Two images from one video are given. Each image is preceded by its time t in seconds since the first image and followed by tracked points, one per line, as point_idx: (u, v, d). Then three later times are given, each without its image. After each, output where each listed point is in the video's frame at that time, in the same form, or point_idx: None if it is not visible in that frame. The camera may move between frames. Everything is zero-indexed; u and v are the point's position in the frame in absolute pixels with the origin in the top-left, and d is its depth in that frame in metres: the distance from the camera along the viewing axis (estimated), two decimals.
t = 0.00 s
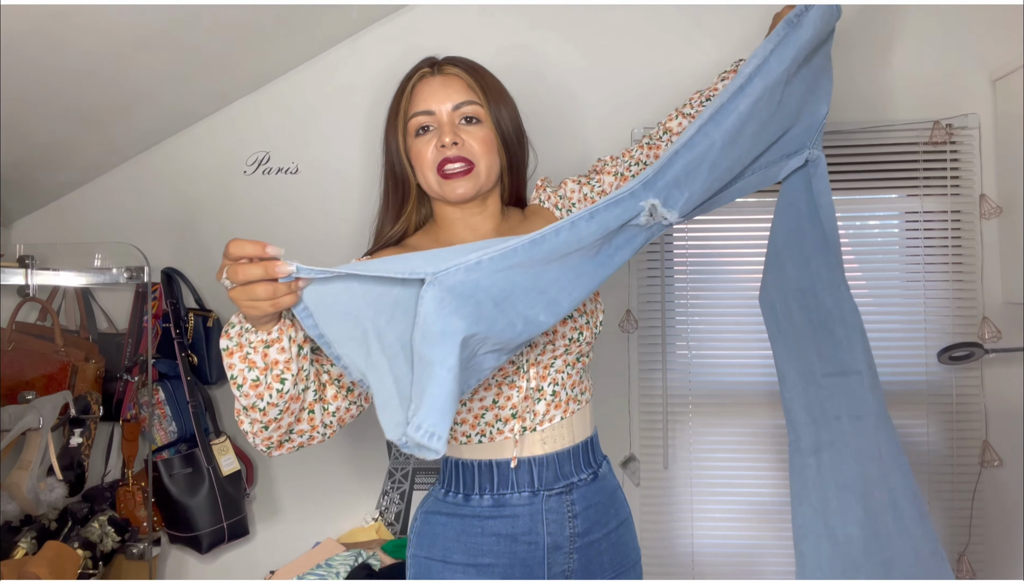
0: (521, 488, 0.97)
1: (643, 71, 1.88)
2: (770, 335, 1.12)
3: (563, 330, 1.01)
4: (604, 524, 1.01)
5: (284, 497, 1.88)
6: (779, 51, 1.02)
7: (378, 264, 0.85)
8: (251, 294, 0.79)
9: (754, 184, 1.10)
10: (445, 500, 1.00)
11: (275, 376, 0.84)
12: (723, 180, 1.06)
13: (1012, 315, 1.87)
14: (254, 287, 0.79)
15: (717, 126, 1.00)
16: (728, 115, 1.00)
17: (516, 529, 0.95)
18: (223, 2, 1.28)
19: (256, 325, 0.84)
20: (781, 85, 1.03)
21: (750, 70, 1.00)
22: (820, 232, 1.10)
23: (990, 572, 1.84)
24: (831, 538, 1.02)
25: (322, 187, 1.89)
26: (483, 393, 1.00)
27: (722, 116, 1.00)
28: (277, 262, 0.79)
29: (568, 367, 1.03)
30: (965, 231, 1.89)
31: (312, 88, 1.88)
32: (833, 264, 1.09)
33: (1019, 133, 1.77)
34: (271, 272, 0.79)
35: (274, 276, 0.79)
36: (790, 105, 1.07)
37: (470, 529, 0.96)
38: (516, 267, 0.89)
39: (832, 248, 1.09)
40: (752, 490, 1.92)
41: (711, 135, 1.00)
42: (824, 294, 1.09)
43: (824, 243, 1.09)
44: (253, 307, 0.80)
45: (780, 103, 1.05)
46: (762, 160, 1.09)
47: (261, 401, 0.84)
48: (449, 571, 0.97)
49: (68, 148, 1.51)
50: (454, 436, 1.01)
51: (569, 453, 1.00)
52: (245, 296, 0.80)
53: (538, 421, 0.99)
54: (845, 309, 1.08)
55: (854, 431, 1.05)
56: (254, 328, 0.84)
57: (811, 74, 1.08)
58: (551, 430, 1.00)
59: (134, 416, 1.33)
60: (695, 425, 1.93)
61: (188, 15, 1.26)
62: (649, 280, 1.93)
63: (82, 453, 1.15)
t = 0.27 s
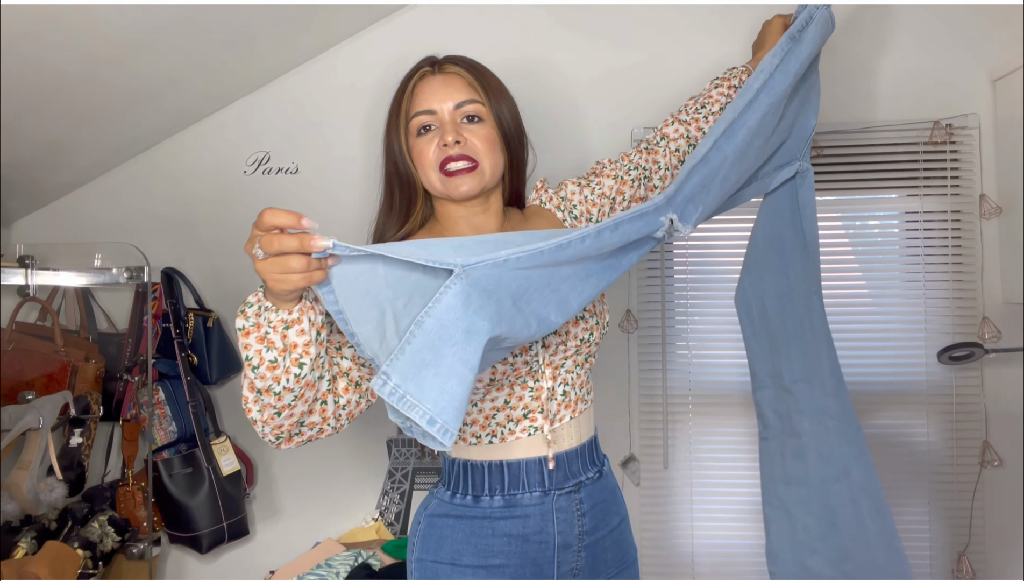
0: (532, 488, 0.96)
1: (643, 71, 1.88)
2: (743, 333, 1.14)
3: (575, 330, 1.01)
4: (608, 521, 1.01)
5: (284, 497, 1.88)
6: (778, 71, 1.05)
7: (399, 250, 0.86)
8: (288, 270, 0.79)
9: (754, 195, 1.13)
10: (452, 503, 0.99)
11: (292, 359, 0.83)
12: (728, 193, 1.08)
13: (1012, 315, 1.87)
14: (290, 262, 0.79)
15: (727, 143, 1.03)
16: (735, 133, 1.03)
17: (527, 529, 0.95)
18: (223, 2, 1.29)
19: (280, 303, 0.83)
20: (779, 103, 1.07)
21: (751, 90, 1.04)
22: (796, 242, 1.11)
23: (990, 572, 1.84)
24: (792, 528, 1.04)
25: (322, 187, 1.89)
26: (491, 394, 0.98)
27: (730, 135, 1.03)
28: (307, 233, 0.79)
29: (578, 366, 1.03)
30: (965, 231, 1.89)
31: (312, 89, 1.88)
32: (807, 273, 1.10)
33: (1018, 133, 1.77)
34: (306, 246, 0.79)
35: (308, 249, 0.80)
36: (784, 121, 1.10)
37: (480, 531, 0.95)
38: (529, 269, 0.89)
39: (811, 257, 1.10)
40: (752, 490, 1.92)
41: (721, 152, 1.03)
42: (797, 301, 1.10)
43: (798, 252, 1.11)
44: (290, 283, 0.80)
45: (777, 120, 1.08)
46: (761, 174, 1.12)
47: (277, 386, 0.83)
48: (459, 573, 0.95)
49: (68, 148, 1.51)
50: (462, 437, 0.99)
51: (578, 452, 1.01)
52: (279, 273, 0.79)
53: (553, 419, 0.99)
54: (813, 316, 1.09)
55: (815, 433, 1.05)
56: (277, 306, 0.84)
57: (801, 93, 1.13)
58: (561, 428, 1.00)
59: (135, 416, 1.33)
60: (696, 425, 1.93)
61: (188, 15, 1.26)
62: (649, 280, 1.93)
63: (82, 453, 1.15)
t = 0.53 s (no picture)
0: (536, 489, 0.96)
1: (643, 71, 1.88)
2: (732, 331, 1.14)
3: (579, 331, 1.00)
4: (611, 521, 1.01)
5: (284, 497, 1.88)
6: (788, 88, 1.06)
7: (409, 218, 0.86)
8: (305, 244, 0.78)
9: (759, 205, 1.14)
10: (456, 503, 0.98)
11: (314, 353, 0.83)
12: (735, 204, 1.10)
13: (1012, 315, 1.87)
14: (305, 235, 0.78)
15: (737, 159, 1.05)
16: (744, 149, 1.04)
17: (531, 530, 0.94)
18: (224, 2, 1.28)
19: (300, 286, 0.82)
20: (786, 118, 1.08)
21: (760, 108, 1.05)
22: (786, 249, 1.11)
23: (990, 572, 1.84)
24: (764, 510, 1.07)
25: (321, 187, 1.89)
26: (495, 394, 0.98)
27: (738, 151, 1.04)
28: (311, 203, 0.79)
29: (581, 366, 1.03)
30: (965, 230, 1.89)
31: (312, 88, 1.88)
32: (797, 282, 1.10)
33: (1019, 133, 1.76)
34: (316, 216, 0.78)
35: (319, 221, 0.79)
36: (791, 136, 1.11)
37: (485, 532, 0.95)
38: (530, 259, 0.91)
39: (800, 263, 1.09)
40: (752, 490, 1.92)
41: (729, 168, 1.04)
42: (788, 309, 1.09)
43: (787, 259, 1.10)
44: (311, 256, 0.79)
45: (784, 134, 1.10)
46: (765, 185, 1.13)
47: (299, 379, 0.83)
48: (463, 573, 0.96)
49: (68, 148, 1.51)
50: (465, 438, 1.00)
51: (580, 452, 1.01)
52: (298, 250, 0.78)
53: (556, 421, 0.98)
54: (798, 323, 1.08)
55: (796, 431, 1.06)
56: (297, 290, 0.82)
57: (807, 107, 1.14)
58: (564, 429, 1.00)
59: (134, 417, 1.33)
60: (696, 425, 1.93)
61: (188, 15, 1.25)
62: (649, 281, 1.93)
63: (82, 453, 1.15)
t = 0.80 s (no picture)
0: (538, 489, 0.96)
1: (643, 72, 1.88)
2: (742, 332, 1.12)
3: (579, 331, 1.00)
4: (613, 521, 1.01)
5: (284, 497, 1.88)
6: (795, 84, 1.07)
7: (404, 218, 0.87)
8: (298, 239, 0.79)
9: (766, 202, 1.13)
10: (457, 503, 0.98)
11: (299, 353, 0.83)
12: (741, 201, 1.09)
13: (1012, 315, 1.87)
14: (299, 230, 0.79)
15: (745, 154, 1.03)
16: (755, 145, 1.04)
17: (533, 530, 0.94)
18: (224, 2, 1.28)
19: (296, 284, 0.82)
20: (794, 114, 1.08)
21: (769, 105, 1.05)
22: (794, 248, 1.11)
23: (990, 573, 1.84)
24: (774, 511, 1.05)
25: (321, 186, 1.89)
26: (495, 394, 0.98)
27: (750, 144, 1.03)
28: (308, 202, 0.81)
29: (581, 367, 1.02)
30: (965, 230, 1.89)
31: (312, 89, 1.88)
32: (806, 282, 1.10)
33: (1019, 133, 1.76)
34: (311, 212, 0.80)
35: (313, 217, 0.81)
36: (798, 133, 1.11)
37: (485, 531, 0.95)
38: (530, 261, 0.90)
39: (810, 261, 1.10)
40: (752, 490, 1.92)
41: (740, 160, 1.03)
42: (799, 308, 1.10)
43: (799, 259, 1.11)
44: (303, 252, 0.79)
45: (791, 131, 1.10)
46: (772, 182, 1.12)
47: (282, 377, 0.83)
48: (465, 573, 0.96)
49: (68, 148, 1.51)
50: (466, 438, 1.00)
51: (582, 452, 1.00)
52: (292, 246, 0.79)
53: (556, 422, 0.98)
54: (810, 320, 1.09)
55: (808, 428, 1.07)
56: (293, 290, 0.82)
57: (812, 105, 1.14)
58: (566, 430, 1.00)
59: (134, 417, 1.33)
60: (696, 425, 1.93)
61: (188, 15, 1.25)
62: (649, 281, 1.93)
63: (82, 453, 1.15)
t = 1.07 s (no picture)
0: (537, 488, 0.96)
1: (643, 71, 1.88)
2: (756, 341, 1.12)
3: (579, 332, 1.00)
4: (614, 521, 1.01)
5: (284, 497, 1.88)
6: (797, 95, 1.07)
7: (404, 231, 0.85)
8: (299, 245, 0.79)
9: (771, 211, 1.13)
10: (457, 503, 0.99)
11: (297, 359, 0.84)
12: (744, 214, 1.09)
13: (1012, 315, 1.87)
14: (299, 235, 0.80)
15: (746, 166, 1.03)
16: (757, 156, 1.04)
17: (533, 529, 0.94)
18: (224, 2, 1.28)
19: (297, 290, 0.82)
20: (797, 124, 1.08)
21: (771, 115, 1.05)
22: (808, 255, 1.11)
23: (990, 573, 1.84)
24: (799, 531, 1.04)
25: (321, 186, 1.89)
26: (495, 394, 0.98)
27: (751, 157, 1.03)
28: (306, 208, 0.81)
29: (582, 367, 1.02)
30: (965, 231, 1.89)
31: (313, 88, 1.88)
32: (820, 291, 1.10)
33: (1019, 133, 1.76)
34: (311, 218, 0.81)
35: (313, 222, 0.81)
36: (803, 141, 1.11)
37: (484, 531, 0.95)
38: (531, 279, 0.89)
39: (823, 267, 1.10)
40: (753, 490, 1.92)
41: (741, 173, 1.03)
42: (812, 315, 1.10)
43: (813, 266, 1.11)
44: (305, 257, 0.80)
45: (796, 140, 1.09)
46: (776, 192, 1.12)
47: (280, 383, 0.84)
48: (465, 572, 0.96)
49: (68, 148, 1.51)
50: (466, 438, 0.99)
51: (582, 452, 1.00)
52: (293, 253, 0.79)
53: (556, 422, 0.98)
54: (825, 326, 1.09)
55: (830, 440, 1.06)
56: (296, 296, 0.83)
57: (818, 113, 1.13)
58: (565, 429, 0.99)
59: (134, 417, 1.32)
60: (696, 425, 1.93)
61: (189, 14, 1.25)
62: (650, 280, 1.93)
63: (82, 453, 1.15)
